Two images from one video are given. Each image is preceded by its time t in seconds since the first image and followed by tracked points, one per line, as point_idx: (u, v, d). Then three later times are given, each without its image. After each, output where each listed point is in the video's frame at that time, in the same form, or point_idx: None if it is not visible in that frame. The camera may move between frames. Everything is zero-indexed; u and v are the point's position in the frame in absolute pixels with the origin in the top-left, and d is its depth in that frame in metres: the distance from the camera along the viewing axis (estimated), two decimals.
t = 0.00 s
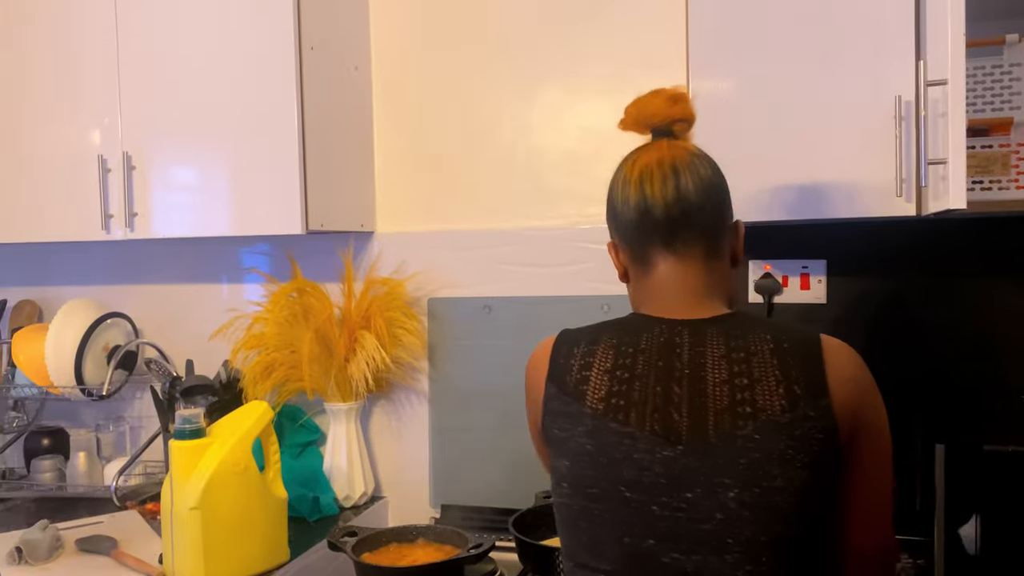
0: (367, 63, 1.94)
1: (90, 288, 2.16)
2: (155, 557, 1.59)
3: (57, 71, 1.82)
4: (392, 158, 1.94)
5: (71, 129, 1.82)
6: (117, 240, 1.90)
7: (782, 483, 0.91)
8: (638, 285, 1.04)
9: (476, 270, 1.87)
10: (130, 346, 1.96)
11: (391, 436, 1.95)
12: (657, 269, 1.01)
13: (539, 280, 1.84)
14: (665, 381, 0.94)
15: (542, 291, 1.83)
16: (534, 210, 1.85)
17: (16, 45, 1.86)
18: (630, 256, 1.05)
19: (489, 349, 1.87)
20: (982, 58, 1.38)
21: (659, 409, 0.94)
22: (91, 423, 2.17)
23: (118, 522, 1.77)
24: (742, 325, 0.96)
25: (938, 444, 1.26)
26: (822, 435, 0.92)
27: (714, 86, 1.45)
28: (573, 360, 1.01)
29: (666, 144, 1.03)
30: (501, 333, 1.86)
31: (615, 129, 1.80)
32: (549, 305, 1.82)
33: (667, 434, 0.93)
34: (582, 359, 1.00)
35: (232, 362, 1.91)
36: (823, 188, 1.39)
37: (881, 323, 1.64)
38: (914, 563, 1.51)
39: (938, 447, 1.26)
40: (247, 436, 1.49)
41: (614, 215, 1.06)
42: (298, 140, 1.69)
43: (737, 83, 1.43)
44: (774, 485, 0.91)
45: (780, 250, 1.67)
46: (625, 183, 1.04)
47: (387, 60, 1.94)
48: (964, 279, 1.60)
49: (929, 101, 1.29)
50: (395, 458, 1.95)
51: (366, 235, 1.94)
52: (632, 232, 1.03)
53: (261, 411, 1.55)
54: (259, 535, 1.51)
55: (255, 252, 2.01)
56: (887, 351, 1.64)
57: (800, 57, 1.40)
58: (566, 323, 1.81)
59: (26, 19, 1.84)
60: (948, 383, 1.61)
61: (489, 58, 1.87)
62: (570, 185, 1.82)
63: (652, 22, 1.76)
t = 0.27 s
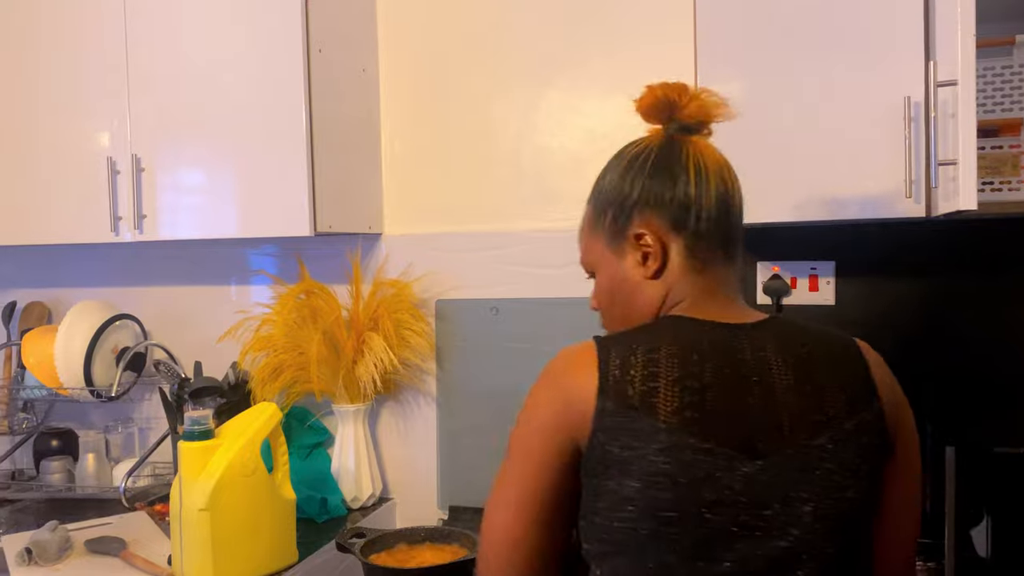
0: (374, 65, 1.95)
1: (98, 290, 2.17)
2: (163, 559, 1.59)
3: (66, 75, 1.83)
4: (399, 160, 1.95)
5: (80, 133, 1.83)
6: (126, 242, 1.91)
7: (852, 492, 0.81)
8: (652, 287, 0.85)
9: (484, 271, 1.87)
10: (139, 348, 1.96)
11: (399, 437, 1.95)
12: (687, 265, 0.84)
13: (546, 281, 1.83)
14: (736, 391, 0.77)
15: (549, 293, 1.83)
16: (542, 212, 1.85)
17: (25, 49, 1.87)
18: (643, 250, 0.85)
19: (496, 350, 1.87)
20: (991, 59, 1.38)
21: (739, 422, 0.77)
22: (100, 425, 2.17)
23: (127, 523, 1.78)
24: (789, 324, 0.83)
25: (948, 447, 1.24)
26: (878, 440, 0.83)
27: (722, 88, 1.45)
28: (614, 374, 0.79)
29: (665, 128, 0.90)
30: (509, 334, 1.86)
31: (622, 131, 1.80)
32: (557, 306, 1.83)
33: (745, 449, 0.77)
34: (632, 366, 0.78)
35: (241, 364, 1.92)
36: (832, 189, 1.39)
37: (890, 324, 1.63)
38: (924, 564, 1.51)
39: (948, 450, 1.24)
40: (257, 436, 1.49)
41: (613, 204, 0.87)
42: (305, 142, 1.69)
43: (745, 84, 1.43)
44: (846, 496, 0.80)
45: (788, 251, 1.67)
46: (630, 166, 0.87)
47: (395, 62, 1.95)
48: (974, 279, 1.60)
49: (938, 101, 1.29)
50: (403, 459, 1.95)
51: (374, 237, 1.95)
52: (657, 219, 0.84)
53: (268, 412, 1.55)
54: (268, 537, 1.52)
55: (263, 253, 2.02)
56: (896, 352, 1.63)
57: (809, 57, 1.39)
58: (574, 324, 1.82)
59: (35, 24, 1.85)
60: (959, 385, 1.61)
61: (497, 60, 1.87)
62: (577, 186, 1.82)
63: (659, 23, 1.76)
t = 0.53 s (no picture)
0: (379, 67, 1.95)
1: (104, 292, 2.18)
2: (169, 560, 1.60)
3: (71, 78, 1.84)
4: (403, 162, 1.95)
5: (86, 135, 1.84)
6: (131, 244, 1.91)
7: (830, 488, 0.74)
8: (610, 305, 0.67)
9: (488, 273, 1.87)
10: (145, 350, 1.97)
11: (403, 439, 1.95)
12: (648, 277, 0.67)
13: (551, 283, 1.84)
14: (733, 389, 0.66)
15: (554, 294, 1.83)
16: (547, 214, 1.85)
17: (31, 52, 1.87)
18: (600, 258, 0.67)
19: (500, 352, 1.87)
20: (997, 61, 1.40)
21: (739, 419, 0.66)
22: (106, 427, 2.18)
23: (132, 525, 1.78)
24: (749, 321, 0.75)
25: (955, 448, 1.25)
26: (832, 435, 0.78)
27: (727, 89, 1.45)
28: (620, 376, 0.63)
29: (609, 131, 0.70)
30: (513, 336, 1.86)
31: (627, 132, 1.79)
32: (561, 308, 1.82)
33: (744, 450, 0.66)
34: (639, 375, 0.64)
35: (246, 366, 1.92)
36: (837, 189, 1.38)
37: (895, 325, 1.63)
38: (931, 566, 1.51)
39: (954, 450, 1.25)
40: (263, 437, 1.50)
41: (565, 201, 0.67)
42: (310, 144, 1.70)
43: (750, 86, 1.43)
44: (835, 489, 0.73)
45: (793, 252, 1.67)
46: (586, 162, 0.67)
47: (399, 65, 1.95)
48: (980, 280, 1.59)
49: (943, 102, 1.28)
50: (407, 461, 1.95)
51: (378, 239, 1.95)
52: (620, 223, 0.67)
53: (275, 414, 1.56)
54: (273, 538, 1.52)
55: (267, 255, 2.02)
56: (901, 354, 1.63)
57: (814, 59, 1.39)
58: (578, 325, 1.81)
59: (41, 26, 1.86)
60: (964, 387, 1.60)
61: (502, 62, 1.87)
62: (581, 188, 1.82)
63: (664, 26, 1.76)
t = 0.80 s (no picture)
0: (382, 69, 1.95)
1: (109, 293, 2.19)
2: (174, 560, 1.60)
3: (77, 80, 1.85)
4: (406, 163, 1.95)
5: (91, 137, 1.84)
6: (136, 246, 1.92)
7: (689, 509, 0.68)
8: (528, 325, 0.53)
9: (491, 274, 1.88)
10: (150, 351, 1.98)
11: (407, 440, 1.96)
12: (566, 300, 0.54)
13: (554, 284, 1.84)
14: (653, 396, 0.55)
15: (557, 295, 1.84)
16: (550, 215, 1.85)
17: (36, 54, 1.88)
18: (515, 265, 0.52)
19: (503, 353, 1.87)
20: (999, 61, 1.39)
21: (663, 432, 0.56)
22: (111, 429, 2.19)
23: (136, 526, 1.78)
24: (631, 329, 0.65)
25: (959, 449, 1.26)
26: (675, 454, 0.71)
27: (730, 90, 1.45)
28: (576, 392, 0.50)
29: (521, 124, 0.56)
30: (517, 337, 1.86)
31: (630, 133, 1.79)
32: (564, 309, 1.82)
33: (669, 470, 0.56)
34: (589, 388, 0.51)
35: (251, 367, 1.93)
36: (840, 190, 1.39)
37: (899, 326, 1.63)
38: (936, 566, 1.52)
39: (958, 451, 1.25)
40: (268, 440, 1.51)
41: (481, 198, 0.51)
42: (314, 145, 1.70)
43: (753, 87, 1.44)
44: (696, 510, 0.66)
45: (796, 253, 1.67)
46: (504, 160, 0.53)
47: (402, 67, 1.95)
48: (983, 281, 1.59)
49: (946, 103, 1.28)
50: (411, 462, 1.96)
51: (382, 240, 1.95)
52: (545, 227, 0.52)
53: (278, 416, 1.57)
54: (279, 539, 1.53)
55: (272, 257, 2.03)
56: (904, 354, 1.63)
57: (816, 60, 1.39)
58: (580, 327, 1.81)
59: (46, 29, 1.87)
60: (968, 387, 1.60)
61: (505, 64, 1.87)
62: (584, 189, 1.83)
63: (667, 28, 1.77)
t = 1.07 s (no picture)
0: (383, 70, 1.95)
1: (109, 295, 2.19)
2: (174, 563, 1.60)
3: (77, 83, 1.85)
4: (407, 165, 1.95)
5: (92, 139, 1.84)
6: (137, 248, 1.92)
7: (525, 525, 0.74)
8: (412, 320, 0.59)
9: (492, 276, 1.88)
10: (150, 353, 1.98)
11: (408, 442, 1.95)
12: (444, 297, 0.61)
13: (555, 285, 1.84)
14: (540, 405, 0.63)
15: (558, 296, 1.84)
16: (551, 216, 1.85)
17: (37, 57, 1.88)
18: (406, 265, 0.58)
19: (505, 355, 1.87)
20: (999, 62, 1.38)
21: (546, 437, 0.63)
22: (112, 431, 2.20)
23: (138, 528, 1.79)
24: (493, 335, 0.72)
25: (962, 451, 1.26)
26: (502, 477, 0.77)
27: (731, 91, 1.45)
28: (525, 397, 0.56)
29: (416, 123, 0.63)
30: (517, 339, 1.86)
31: (631, 134, 1.79)
32: (565, 310, 1.83)
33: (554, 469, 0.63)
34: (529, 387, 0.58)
35: (252, 369, 1.93)
36: (840, 191, 1.38)
37: (900, 326, 1.63)
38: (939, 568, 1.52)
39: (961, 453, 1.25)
40: (268, 442, 1.51)
41: (373, 197, 0.58)
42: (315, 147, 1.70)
43: (752, 88, 1.44)
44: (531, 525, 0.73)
45: (797, 253, 1.67)
46: (398, 160, 0.59)
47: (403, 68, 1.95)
48: (985, 282, 1.58)
49: (946, 104, 1.28)
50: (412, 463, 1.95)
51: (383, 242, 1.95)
52: (429, 229, 0.59)
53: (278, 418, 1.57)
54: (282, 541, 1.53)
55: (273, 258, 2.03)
56: (906, 355, 1.63)
57: (816, 61, 1.39)
58: (582, 328, 1.82)
59: (47, 31, 1.87)
60: (970, 388, 1.60)
61: (506, 65, 1.87)
62: (584, 190, 1.83)
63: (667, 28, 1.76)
